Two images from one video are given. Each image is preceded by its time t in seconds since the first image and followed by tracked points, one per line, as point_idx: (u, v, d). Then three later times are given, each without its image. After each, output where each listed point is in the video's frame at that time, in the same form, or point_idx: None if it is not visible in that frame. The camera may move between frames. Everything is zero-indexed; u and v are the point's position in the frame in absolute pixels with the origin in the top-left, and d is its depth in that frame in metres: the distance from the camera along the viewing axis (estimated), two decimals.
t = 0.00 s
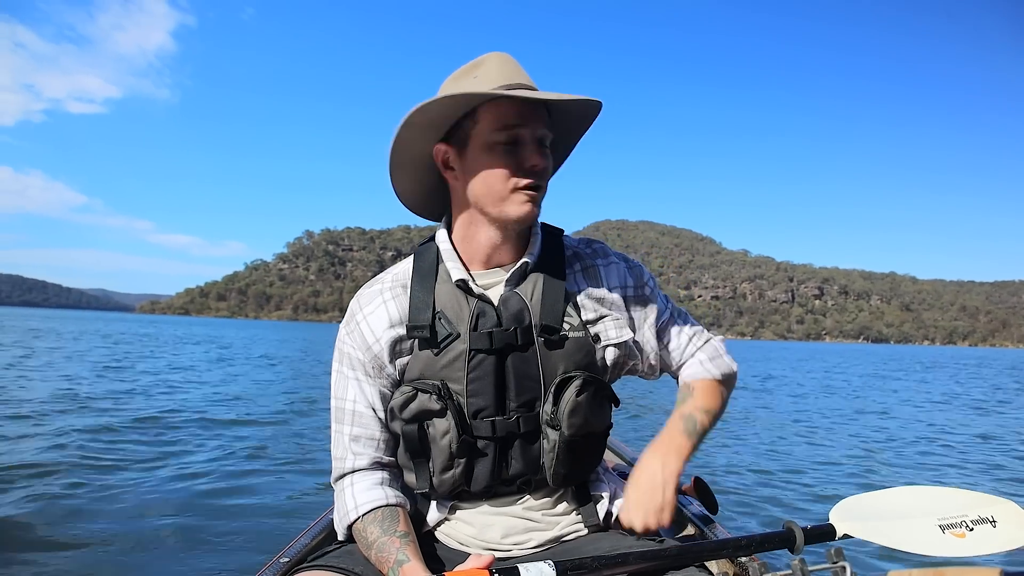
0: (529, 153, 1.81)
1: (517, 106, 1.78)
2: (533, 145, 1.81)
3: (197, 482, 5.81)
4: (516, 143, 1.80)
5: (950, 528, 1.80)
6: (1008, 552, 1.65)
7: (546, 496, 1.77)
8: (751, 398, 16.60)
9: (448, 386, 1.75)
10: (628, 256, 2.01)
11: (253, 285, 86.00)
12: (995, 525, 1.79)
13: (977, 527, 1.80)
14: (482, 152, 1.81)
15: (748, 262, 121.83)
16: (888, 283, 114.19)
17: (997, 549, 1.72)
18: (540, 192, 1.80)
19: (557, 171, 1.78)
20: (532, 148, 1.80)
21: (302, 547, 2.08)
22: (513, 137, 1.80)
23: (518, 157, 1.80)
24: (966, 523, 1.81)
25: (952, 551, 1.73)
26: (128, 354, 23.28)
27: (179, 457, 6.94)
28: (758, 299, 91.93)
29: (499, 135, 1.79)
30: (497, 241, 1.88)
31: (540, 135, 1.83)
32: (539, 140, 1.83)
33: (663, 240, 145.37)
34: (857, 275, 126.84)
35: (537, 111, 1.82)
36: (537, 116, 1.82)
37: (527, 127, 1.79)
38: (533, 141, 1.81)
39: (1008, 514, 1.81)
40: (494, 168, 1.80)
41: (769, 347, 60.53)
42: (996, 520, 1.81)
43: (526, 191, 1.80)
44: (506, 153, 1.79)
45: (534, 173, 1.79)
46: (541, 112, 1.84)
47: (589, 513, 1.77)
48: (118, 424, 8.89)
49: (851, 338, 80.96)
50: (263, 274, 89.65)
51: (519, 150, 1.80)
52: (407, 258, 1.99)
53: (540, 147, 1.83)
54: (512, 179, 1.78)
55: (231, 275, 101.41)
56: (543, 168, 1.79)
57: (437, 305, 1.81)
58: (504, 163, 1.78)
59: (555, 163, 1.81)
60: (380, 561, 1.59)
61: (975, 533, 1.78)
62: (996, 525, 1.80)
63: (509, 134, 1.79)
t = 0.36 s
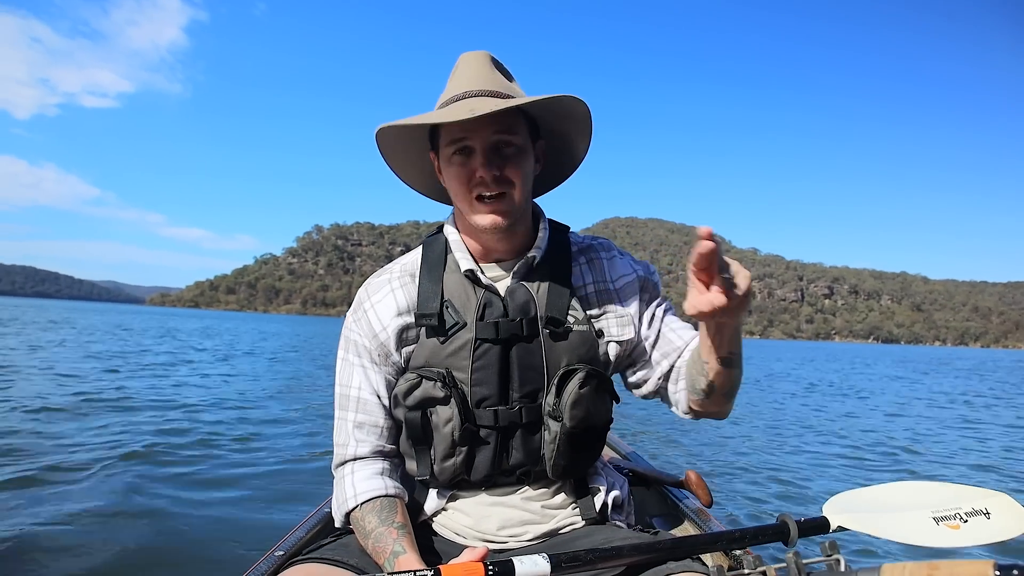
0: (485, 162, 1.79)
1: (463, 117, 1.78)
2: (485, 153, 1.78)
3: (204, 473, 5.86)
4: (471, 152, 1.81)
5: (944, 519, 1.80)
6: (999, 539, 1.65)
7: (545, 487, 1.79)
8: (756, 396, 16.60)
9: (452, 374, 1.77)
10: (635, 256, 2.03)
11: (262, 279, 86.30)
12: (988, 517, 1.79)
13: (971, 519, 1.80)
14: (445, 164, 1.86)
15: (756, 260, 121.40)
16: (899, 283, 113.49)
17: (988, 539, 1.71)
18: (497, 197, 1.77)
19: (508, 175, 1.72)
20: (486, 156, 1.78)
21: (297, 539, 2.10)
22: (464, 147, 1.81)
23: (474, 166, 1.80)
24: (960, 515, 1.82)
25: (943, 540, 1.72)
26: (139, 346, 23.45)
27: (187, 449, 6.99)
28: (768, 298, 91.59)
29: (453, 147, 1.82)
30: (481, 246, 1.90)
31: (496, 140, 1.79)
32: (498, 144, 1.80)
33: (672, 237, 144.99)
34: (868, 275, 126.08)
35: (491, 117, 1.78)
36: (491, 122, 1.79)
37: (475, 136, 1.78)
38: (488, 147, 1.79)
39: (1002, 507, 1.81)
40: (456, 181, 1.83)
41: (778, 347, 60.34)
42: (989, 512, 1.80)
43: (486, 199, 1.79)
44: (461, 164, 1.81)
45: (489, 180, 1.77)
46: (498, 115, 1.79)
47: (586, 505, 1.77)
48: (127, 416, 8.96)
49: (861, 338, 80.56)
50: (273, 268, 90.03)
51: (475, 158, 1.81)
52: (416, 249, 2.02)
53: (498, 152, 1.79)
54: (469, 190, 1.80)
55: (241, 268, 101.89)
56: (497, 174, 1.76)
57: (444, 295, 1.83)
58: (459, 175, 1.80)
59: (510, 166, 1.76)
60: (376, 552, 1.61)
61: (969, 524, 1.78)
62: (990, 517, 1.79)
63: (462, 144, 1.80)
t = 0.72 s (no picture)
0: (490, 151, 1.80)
1: (472, 106, 1.79)
2: (490, 141, 1.79)
3: (216, 464, 5.90)
4: (475, 142, 1.82)
5: (952, 514, 1.80)
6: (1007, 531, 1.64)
7: (551, 486, 1.79)
8: (770, 399, 16.48)
9: (458, 373, 1.77)
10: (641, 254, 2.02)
11: (279, 274, 86.88)
12: (996, 512, 1.78)
13: (979, 514, 1.79)
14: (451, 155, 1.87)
15: (773, 262, 120.54)
16: (918, 287, 112.23)
17: (994, 533, 1.70)
18: (503, 187, 1.77)
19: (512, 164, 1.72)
20: (490, 145, 1.79)
21: (304, 535, 2.12)
22: (470, 137, 1.82)
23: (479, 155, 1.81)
24: (968, 511, 1.81)
25: (948, 535, 1.73)
26: (155, 339, 23.69)
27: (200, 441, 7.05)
28: (784, 301, 90.97)
29: (459, 137, 1.83)
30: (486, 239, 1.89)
31: (503, 130, 1.80)
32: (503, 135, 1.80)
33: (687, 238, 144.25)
34: (885, 278, 124.84)
35: (495, 107, 1.79)
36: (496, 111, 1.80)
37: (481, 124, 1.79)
38: (494, 137, 1.80)
39: (1010, 501, 1.79)
40: (462, 170, 1.84)
41: (794, 349, 59.92)
42: (998, 507, 1.79)
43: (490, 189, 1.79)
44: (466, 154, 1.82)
45: (493, 170, 1.78)
46: (504, 105, 1.80)
47: (592, 505, 1.77)
48: (141, 407, 9.05)
49: (878, 342, 79.73)
50: (288, 264, 90.60)
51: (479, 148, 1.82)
52: (422, 245, 2.01)
53: (503, 142, 1.80)
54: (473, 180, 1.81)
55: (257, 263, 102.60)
56: (501, 164, 1.76)
57: (450, 293, 1.82)
58: (464, 165, 1.81)
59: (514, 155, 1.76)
60: (382, 550, 1.61)
61: (976, 519, 1.77)
62: (998, 512, 1.78)
63: (468, 134, 1.82)
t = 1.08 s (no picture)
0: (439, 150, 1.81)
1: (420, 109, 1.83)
2: (435, 140, 1.81)
3: (222, 473, 5.91)
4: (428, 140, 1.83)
5: (953, 518, 1.80)
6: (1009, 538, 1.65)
7: (547, 488, 1.80)
8: (778, 399, 16.41)
9: (447, 380, 1.77)
10: (633, 251, 1.99)
11: (286, 280, 87.07)
12: (998, 515, 1.78)
13: (980, 518, 1.80)
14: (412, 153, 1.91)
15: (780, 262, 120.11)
16: (927, 284, 111.65)
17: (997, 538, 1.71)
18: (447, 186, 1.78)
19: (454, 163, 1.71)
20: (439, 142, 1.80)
21: (305, 536, 2.12)
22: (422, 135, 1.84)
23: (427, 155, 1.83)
24: (970, 514, 1.81)
25: (951, 542, 1.74)
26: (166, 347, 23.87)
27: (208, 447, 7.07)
28: (792, 300, 90.73)
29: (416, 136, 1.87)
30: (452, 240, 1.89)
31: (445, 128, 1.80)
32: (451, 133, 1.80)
33: (695, 238, 143.95)
34: (894, 276, 124.24)
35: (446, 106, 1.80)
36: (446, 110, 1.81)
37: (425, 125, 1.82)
38: (438, 137, 1.81)
39: (1012, 504, 1.79)
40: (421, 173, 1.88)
41: (804, 349, 59.77)
42: (999, 510, 1.80)
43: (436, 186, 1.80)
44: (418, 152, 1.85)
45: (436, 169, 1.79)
46: (448, 105, 1.81)
47: (590, 506, 1.78)
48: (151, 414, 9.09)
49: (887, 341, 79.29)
50: (296, 269, 90.93)
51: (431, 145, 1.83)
52: (408, 250, 1.99)
53: (446, 142, 1.80)
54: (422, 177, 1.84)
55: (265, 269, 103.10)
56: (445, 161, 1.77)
57: (436, 300, 1.81)
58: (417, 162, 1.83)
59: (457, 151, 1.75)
60: (383, 553, 1.61)
61: (978, 523, 1.78)
62: (1000, 515, 1.78)
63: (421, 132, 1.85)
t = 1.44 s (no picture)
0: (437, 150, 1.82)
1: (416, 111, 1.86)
2: (432, 141, 1.82)
3: (227, 471, 5.93)
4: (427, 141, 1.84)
5: (952, 525, 1.81)
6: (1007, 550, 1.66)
7: (546, 495, 1.80)
8: (786, 407, 16.32)
9: (444, 387, 1.77)
10: (633, 251, 1.99)
11: (295, 283, 87.39)
12: (996, 523, 1.80)
13: (980, 525, 1.81)
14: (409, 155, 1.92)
15: (789, 269, 119.69)
16: (937, 292, 111.01)
17: (997, 546, 1.73)
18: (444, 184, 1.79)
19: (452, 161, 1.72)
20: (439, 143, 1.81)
21: (305, 543, 2.13)
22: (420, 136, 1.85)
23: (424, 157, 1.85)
24: (969, 521, 1.82)
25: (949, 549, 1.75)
26: (177, 350, 24.06)
27: (215, 448, 7.10)
28: (800, 307, 90.39)
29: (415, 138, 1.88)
30: (451, 243, 1.90)
31: (442, 129, 1.82)
32: (450, 134, 1.82)
33: (703, 244, 143.66)
34: (904, 284, 123.65)
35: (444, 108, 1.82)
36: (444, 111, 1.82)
37: (423, 126, 1.84)
38: (436, 138, 1.83)
39: (1011, 511, 1.81)
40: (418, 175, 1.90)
41: (812, 356, 59.55)
42: (998, 517, 1.81)
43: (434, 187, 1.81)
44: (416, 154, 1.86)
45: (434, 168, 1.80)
46: (445, 106, 1.83)
47: (588, 514, 1.78)
48: (159, 416, 9.15)
49: (897, 349, 78.76)
50: (305, 273, 91.33)
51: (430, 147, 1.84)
52: (405, 257, 2.00)
53: (444, 142, 1.82)
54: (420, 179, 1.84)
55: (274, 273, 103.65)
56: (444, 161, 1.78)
57: (433, 306, 1.82)
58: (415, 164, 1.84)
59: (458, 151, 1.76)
60: (382, 559, 1.61)
61: (977, 532, 1.78)
62: (998, 522, 1.80)
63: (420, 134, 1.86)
